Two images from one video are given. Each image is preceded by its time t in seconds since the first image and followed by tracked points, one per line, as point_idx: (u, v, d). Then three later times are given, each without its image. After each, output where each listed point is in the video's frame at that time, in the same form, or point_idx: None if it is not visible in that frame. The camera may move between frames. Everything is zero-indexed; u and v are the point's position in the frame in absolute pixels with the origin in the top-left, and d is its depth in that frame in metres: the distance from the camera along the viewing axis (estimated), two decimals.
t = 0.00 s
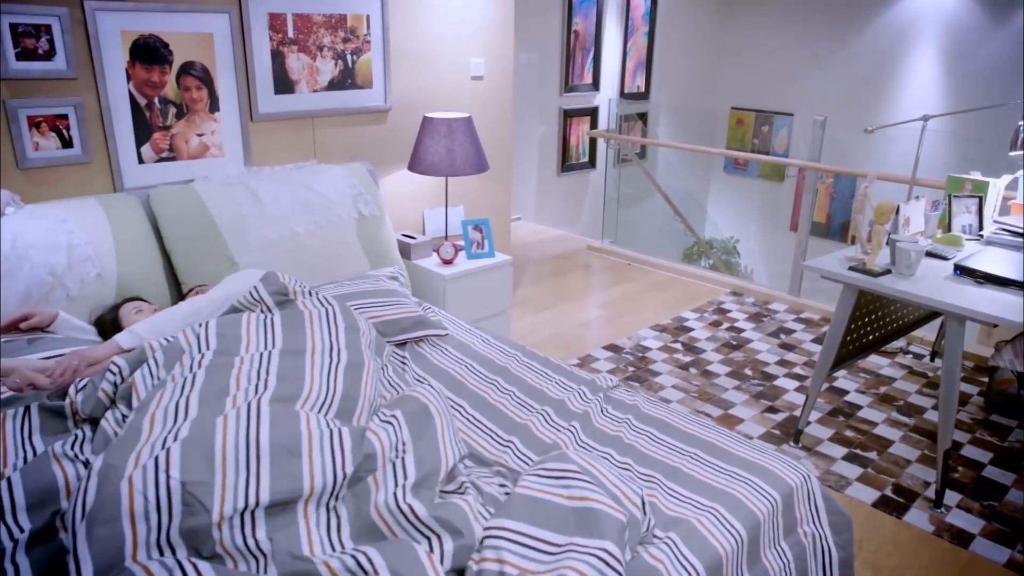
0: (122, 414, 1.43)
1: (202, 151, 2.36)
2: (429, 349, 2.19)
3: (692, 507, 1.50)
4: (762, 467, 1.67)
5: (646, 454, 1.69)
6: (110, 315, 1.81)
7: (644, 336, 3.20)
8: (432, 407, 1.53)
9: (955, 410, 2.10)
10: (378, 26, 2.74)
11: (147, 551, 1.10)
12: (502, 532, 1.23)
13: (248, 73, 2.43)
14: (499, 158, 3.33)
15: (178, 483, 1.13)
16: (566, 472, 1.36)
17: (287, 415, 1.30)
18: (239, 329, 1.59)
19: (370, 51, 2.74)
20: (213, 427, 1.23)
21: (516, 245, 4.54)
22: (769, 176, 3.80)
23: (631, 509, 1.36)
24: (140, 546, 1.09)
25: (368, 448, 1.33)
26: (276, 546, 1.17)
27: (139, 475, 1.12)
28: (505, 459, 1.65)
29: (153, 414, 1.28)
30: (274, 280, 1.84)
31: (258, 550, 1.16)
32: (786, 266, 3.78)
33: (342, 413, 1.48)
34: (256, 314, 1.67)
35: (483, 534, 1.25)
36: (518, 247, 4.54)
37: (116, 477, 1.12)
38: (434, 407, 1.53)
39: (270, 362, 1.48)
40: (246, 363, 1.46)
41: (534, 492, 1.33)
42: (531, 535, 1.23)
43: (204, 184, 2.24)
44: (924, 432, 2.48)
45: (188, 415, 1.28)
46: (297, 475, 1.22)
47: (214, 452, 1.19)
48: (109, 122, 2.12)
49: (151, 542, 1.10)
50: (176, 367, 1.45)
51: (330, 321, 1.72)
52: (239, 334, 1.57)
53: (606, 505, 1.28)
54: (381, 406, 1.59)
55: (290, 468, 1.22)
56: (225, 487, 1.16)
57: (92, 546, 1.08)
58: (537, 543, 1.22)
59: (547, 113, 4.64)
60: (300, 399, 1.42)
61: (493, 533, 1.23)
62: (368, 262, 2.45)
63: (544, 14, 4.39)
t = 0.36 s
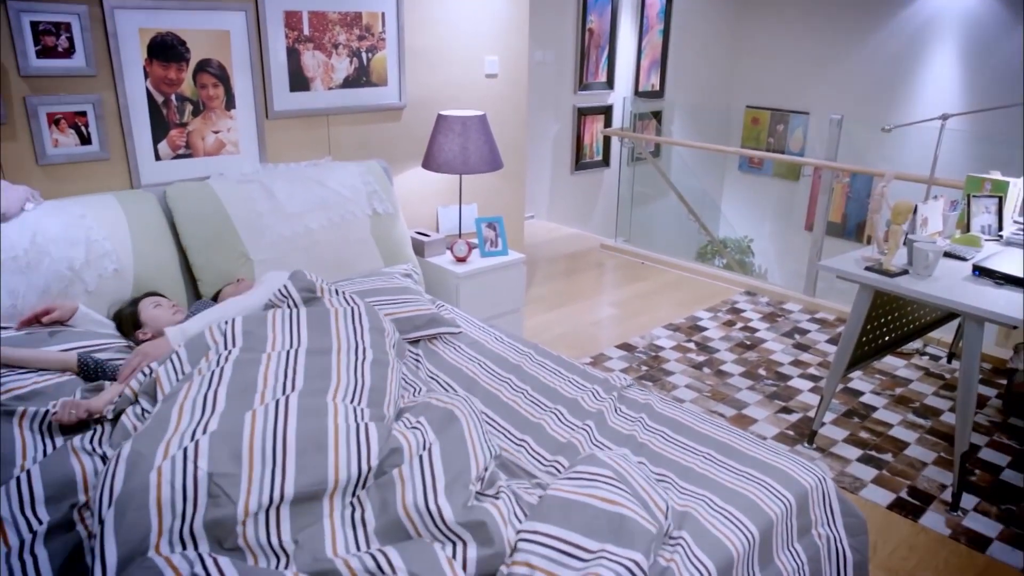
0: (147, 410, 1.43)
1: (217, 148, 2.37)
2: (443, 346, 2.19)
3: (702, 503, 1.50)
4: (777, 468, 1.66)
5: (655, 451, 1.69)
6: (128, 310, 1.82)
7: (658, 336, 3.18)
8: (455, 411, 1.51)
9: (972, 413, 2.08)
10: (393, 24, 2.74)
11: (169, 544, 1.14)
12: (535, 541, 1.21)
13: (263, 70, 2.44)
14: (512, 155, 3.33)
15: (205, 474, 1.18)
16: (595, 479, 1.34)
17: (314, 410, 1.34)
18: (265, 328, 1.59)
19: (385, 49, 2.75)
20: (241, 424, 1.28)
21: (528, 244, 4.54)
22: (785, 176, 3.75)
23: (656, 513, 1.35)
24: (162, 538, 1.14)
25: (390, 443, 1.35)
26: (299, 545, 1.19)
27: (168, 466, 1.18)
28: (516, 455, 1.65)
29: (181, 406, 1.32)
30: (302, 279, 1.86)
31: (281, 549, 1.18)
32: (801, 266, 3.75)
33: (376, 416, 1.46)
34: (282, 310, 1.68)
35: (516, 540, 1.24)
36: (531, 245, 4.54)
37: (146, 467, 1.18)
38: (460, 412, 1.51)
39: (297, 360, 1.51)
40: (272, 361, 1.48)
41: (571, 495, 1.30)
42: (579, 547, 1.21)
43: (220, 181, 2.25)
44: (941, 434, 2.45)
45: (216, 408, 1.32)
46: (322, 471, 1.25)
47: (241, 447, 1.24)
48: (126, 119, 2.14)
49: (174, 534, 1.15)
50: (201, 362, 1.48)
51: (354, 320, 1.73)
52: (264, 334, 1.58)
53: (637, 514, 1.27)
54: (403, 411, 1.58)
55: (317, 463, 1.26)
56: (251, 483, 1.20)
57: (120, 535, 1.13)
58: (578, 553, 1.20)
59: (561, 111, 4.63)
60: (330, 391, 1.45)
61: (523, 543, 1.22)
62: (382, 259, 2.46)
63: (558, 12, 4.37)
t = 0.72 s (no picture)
0: (158, 406, 1.45)
1: (231, 146, 2.38)
2: (454, 345, 2.18)
3: (713, 506, 1.48)
4: (790, 470, 1.65)
5: (672, 454, 1.68)
6: (140, 306, 1.84)
7: (669, 335, 3.17)
8: (474, 408, 1.51)
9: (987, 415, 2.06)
10: (405, 22, 2.75)
11: (183, 540, 1.15)
12: (552, 541, 1.22)
13: (276, 68, 2.45)
14: (525, 153, 3.33)
15: (221, 471, 1.20)
16: (619, 488, 1.34)
17: (329, 413, 1.34)
18: (279, 326, 1.60)
19: (397, 47, 2.75)
20: (258, 422, 1.29)
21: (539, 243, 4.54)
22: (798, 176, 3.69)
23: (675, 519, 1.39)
24: (176, 535, 1.15)
25: (400, 433, 1.36)
26: (312, 546, 1.20)
27: (186, 464, 1.19)
28: (528, 455, 1.65)
29: (199, 402, 1.32)
30: (327, 278, 1.86)
31: (295, 548, 1.20)
32: (814, 266, 3.73)
33: (395, 413, 1.41)
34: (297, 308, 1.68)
35: (532, 542, 1.25)
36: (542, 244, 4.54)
37: (164, 465, 1.19)
38: (476, 409, 1.51)
39: (314, 359, 1.51)
40: (289, 362, 1.48)
41: (598, 503, 1.29)
42: (603, 552, 1.21)
43: (233, 179, 2.27)
44: (955, 436, 2.43)
45: (232, 408, 1.32)
46: (337, 467, 1.26)
47: (257, 446, 1.24)
48: (140, 118, 2.15)
49: (188, 530, 1.16)
50: (216, 358, 1.47)
51: (369, 319, 1.73)
52: (279, 332, 1.58)
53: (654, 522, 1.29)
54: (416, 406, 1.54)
55: (333, 459, 1.26)
56: (267, 480, 1.22)
57: (135, 532, 1.14)
58: (601, 559, 1.20)
59: (572, 109, 4.62)
60: (346, 392, 1.42)
61: (541, 546, 1.21)
62: (394, 257, 2.46)
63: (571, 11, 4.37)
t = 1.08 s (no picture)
0: (176, 401, 1.46)
1: (244, 144, 2.39)
2: (466, 344, 2.18)
3: (728, 511, 1.46)
4: (799, 472, 1.64)
5: (680, 455, 1.68)
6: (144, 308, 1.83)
7: (680, 335, 3.16)
8: (492, 405, 1.52)
9: (1003, 418, 2.04)
10: (418, 21, 2.75)
11: (207, 532, 1.15)
12: (551, 527, 1.22)
13: (290, 67, 2.46)
14: (536, 152, 3.32)
15: (254, 467, 1.22)
16: (618, 488, 1.34)
17: (357, 412, 1.37)
18: (302, 326, 1.63)
19: (410, 46, 2.76)
20: (288, 422, 1.31)
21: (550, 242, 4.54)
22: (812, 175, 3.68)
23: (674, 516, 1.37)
24: (200, 528, 1.15)
25: (421, 433, 1.36)
26: (334, 543, 1.20)
27: (219, 458, 1.21)
28: (539, 455, 1.65)
29: (228, 399, 1.34)
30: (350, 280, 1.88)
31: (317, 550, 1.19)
32: (827, 266, 3.70)
33: (421, 410, 1.44)
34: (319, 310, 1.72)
35: (531, 526, 1.25)
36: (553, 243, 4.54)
37: (200, 457, 1.21)
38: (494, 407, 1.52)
39: (340, 360, 1.53)
40: (316, 363, 1.50)
41: (601, 502, 1.29)
42: (599, 544, 1.21)
43: (246, 177, 2.28)
44: (969, 438, 2.41)
45: (259, 404, 1.35)
46: (363, 469, 1.27)
47: (289, 445, 1.27)
48: (155, 116, 2.17)
49: (213, 521, 1.16)
50: (241, 357, 1.50)
51: (389, 321, 1.74)
52: (303, 332, 1.60)
53: (659, 529, 1.26)
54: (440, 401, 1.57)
55: (357, 462, 1.28)
56: (299, 477, 1.24)
57: (168, 517, 1.15)
58: (596, 552, 1.19)
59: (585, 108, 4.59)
60: (374, 391, 1.44)
61: (538, 528, 1.22)
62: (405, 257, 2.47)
63: (584, 11, 4.35)
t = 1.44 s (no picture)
0: (188, 397, 1.47)
1: (254, 143, 2.40)
2: (476, 344, 2.18)
3: (734, 513, 1.46)
4: (809, 475, 1.63)
5: (689, 456, 1.67)
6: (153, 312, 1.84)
7: (689, 335, 3.16)
8: (503, 406, 1.52)
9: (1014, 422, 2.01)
10: (428, 21, 2.76)
11: (227, 526, 1.16)
12: (548, 523, 1.22)
13: (300, 67, 2.46)
14: (546, 152, 3.32)
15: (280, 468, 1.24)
16: (616, 490, 1.32)
17: (382, 413, 1.38)
18: (318, 326, 1.62)
19: (420, 45, 2.76)
20: (313, 424, 1.32)
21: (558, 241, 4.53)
22: (823, 176, 3.65)
23: (676, 520, 1.35)
24: (220, 522, 1.16)
25: (438, 436, 1.36)
26: (351, 549, 1.20)
27: (247, 454, 1.23)
28: (547, 455, 1.65)
29: (252, 394, 1.34)
30: (360, 281, 1.88)
31: (338, 547, 1.21)
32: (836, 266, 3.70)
33: (442, 416, 1.43)
34: (336, 311, 1.70)
35: (525, 521, 1.25)
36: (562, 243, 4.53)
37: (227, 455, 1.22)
38: (503, 406, 1.52)
39: (361, 358, 1.53)
40: (338, 361, 1.50)
41: (598, 503, 1.28)
42: (591, 546, 1.19)
43: (256, 176, 2.28)
44: (980, 441, 2.39)
45: (284, 409, 1.33)
46: (385, 474, 1.28)
47: (313, 445, 1.29)
48: (166, 115, 2.18)
49: (232, 517, 1.17)
50: (258, 352, 1.49)
51: (404, 323, 1.73)
52: (319, 332, 1.58)
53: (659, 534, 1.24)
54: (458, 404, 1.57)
55: (379, 466, 1.29)
56: (321, 476, 1.25)
57: (196, 504, 1.15)
58: (589, 553, 1.18)
59: (595, 107, 4.56)
60: (396, 394, 1.45)
61: (535, 521, 1.23)
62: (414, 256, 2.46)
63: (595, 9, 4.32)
